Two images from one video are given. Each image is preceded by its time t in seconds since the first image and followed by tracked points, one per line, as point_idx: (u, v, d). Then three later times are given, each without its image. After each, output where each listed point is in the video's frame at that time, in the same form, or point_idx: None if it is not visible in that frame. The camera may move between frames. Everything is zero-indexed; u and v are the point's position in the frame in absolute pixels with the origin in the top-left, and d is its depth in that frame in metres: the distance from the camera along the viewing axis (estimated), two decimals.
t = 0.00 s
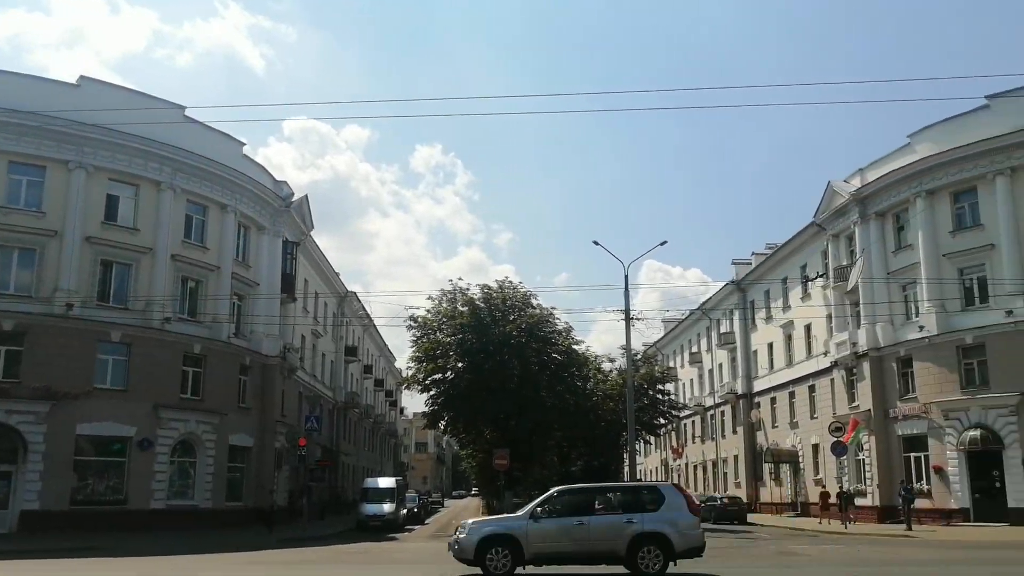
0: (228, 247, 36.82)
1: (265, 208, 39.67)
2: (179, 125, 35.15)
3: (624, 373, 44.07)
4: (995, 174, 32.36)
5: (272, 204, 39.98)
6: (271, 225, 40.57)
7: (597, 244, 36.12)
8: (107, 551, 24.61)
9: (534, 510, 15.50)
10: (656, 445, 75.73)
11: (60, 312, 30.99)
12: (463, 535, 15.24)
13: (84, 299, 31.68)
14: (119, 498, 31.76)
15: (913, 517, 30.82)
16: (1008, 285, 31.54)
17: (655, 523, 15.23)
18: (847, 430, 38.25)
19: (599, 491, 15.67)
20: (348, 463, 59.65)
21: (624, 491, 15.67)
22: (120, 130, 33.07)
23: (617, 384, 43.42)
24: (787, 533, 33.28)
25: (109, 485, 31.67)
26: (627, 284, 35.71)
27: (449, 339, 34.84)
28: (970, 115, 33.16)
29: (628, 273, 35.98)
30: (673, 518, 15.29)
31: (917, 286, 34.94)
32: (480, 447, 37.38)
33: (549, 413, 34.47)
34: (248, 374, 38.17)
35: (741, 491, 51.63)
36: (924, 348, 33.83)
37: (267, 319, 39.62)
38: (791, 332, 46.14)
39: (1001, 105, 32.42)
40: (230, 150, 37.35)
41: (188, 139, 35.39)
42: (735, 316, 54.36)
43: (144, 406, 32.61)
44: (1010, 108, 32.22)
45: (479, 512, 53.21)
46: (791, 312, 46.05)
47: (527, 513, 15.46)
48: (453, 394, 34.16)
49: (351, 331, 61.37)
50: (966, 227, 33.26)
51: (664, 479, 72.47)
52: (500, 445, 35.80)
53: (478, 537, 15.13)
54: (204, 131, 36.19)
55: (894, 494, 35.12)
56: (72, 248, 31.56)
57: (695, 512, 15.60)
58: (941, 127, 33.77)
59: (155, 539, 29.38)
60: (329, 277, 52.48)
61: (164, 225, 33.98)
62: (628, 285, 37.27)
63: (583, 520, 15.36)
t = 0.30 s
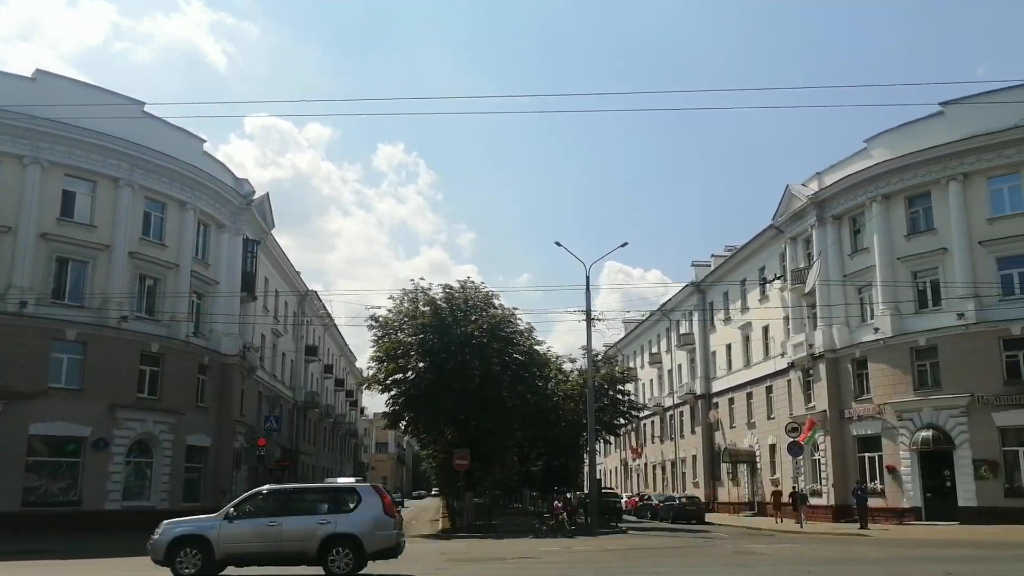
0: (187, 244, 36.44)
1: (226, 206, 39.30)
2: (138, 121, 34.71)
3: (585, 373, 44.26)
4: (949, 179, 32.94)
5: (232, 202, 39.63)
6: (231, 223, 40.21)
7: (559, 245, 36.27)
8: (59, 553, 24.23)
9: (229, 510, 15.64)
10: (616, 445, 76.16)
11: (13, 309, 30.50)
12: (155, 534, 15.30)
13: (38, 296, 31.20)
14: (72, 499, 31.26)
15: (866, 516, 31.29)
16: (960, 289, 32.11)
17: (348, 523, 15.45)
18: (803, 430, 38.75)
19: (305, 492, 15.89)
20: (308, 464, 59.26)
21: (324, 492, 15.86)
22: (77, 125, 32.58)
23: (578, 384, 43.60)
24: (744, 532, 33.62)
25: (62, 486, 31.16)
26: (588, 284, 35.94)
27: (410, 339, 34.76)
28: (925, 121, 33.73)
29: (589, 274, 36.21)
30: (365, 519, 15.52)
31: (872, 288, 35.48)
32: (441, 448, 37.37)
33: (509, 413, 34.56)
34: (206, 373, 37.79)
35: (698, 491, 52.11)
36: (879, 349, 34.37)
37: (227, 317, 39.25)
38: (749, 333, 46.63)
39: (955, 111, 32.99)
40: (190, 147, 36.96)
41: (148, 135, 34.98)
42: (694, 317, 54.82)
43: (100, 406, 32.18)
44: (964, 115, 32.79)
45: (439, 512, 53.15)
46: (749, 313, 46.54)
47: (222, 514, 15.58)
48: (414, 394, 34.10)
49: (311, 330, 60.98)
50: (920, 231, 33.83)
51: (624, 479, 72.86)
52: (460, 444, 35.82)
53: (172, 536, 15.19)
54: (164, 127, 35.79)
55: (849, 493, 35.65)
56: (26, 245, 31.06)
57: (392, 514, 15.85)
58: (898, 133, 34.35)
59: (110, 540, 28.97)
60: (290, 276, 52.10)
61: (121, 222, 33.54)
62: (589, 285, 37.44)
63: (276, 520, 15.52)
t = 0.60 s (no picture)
0: (156, 241, 36.10)
1: (196, 202, 38.98)
2: (107, 116, 34.37)
3: (556, 371, 44.38)
4: (915, 180, 33.37)
5: (203, 198, 39.30)
6: (201, 220, 39.89)
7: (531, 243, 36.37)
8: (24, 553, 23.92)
9: None
10: (586, 443, 76.44)
11: None
12: None
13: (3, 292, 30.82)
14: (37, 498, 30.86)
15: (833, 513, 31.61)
16: (925, 288, 32.53)
17: (46, 524, 14.89)
18: (771, 428, 39.10)
19: (10, 491, 15.34)
20: (278, 462, 58.97)
21: (24, 492, 15.31)
22: (45, 120, 32.21)
23: (548, 382, 43.71)
24: (713, 529, 33.87)
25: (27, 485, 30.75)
26: (560, 283, 36.08)
27: (381, 337, 34.68)
28: (892, 122, 34.14)
29: (561, 272, 36.33)
30: (66, 519, 15.00)
31: (839, 288, 35.87)
32: (411, 446, 37.32)
33: (480, 411, 34.59)
34: (175, 370, 37.46)
35: (668, 488, 52.43)
36: (846, 348, 34.75)
37: (196, 315, 38.95)
38: (718, 332, 46.97)
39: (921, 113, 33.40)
40: (160, 143, 36.65)
41: (117, 130, 34.64)
42: (664, 316, 55.13)
43: (66, 404, 31.80)
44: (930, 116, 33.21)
45: (410, 510, 53.09)
46: (719, 312, 46.87)
47: None
48: (385, 392, 34.05)
49: (282, 327, 60.63)
50: (887, 232, 34.25)
51: (594, 477, 73.12)
52: (431, 443, 35.80)
53: None
54: (134, 123, 35.49)
55: (816, 490, 36.01)
56: None
57: (96, 514, 15.36)
58: (866, 134, 34.76)
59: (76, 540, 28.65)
60: (260, 273, 51.81)
61: (89, 218, 33.16)
62: (560, 283, 37.54)
63: None
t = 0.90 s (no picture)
0: (120, 237, 35.66)
1: (161, 198, 38.55)
2: (72, 110, 33.94)
3: (523, 370, 44.44)
4: (878, 183, 33.81)
5: (168, 194, 38.88)
6: (167, 216, 39.47)
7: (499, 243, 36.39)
8: None
9: None
10: (553, 442, 76.64)
11: None
12: None
13: None
14: None
15: (797, 512, 31.92)
16: (887, 290, 32.95)
17: None
18: (736, 428, 39.44)
19: None
20: (242, 460, 58.54)
21: None
22: (8, 113, 31.75)
23: (515, 381, 43.78)
24: (678, 528, 34.11)
25: None
26: (528, 282, 36.15)
27: (348, 335, 34.52)
28: (856, 127, 34.57)
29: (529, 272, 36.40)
30: None
31: (803, 289, 36.24)
32: (378, 445, 37.20)
33: (447, 410, 34.55)
34: (139, 368, 37.06)
35: (633, 487, 52.70)
36: (810, 348, 35.14)
37: (161, 312, 38.55)
38: (684, 332, 47.27)
39: (884, 117, 33.83)
40: (126, 138, 36.25)
41: (82, 125, 34.23)
42: (631, 316, 55.40)
43: (27, 402, 31.36)
44: (893, 121, 33.63)
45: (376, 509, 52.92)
46: (685, 312, 47.17)
47: None
48: (351, 391, 33.92)
49: (248, 325, 60.15)
50: (851, 234, 34.67)
51: (560, 476, 73.37)
52: (397, 442, 35.70)
53: None
54: (100, 118, 35.09)
55: (779, 489, 36.37)
56: None
57: None
58: (831, 137, 35.15)
59: (36, 539, 28.25)
60: (227, 270, 51.38)
61: (52, 213, 32.72)
62: (528, 283, 37.59)
63: None
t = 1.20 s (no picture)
0: (76, 233, 35.14)
1: (119, 194, 38.04)
2: (28, 104, 33.45)
3: (483, 370, 44.46)
4: (834, 187, 34.32)
5: (126, 190, 38.37)
6: (124, 212, 38.94)
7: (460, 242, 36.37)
8: None
9: None
10: (512, 442, 76.79)
11: None
12: None
13: None
14: None
15: (752, 511, 32.29)
16: (842, 292, 33.45)
17: None
18: (693, 428, 39.80)
19: None
20: (199, 460, 57.89)
21: None
22: None
23: (475, 381, 43.80)
24: (636, 526, 34.35)
25: None
26: (488, 282, 36.20)
27: (307, 334, 34.31)
28: (814, 131, 35.06)
29: (490, 272, 36.44)
30: None
31: (760, 291, 36.66)
32: (336, 444, 37.01)
33: (406, 410, 34.48)
34: (94, 366, 36.55)
35: (592, 486, 52.96)
36: (766, 349, 35.57)
37: (117, 309, 38.02)
38: (643, 332, 47.59)
39: (841, 122, 34.34)
40: (83, 133, 35.75)
41: (38, 119, 33.75)
42: (591, 316, 55.67)
43: None
44: (850, 126, 34.17)
45: (334, 509, 52.63)
46: (644, 313, 47.49)
47: None
48: (310, 390, 33.73)
49: (206, 323, 59.52)
50: (807, 237, 35.15)
51: (519, 476, 73.49)
52: (356, 442, 35.53)
53: None
54: (57, 113, 34.62)
55: (736, 489, 36.77)
56: None
57: None
58: (788, 142, 35.66)
59: None
60: (185, 268, 50.82)
61: (5, 208, 32.21)
62: (489, 282, 37.63)
63: None
